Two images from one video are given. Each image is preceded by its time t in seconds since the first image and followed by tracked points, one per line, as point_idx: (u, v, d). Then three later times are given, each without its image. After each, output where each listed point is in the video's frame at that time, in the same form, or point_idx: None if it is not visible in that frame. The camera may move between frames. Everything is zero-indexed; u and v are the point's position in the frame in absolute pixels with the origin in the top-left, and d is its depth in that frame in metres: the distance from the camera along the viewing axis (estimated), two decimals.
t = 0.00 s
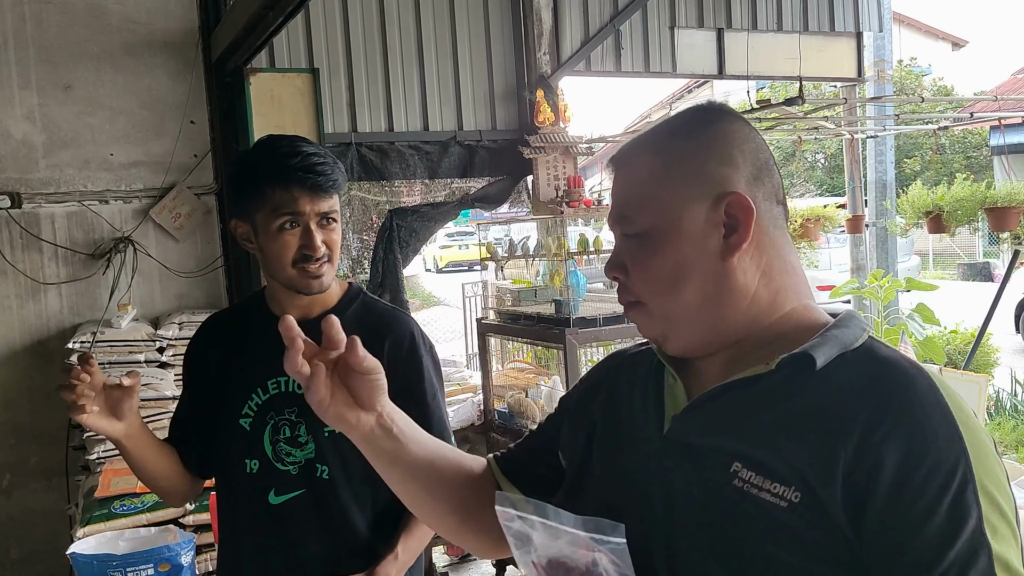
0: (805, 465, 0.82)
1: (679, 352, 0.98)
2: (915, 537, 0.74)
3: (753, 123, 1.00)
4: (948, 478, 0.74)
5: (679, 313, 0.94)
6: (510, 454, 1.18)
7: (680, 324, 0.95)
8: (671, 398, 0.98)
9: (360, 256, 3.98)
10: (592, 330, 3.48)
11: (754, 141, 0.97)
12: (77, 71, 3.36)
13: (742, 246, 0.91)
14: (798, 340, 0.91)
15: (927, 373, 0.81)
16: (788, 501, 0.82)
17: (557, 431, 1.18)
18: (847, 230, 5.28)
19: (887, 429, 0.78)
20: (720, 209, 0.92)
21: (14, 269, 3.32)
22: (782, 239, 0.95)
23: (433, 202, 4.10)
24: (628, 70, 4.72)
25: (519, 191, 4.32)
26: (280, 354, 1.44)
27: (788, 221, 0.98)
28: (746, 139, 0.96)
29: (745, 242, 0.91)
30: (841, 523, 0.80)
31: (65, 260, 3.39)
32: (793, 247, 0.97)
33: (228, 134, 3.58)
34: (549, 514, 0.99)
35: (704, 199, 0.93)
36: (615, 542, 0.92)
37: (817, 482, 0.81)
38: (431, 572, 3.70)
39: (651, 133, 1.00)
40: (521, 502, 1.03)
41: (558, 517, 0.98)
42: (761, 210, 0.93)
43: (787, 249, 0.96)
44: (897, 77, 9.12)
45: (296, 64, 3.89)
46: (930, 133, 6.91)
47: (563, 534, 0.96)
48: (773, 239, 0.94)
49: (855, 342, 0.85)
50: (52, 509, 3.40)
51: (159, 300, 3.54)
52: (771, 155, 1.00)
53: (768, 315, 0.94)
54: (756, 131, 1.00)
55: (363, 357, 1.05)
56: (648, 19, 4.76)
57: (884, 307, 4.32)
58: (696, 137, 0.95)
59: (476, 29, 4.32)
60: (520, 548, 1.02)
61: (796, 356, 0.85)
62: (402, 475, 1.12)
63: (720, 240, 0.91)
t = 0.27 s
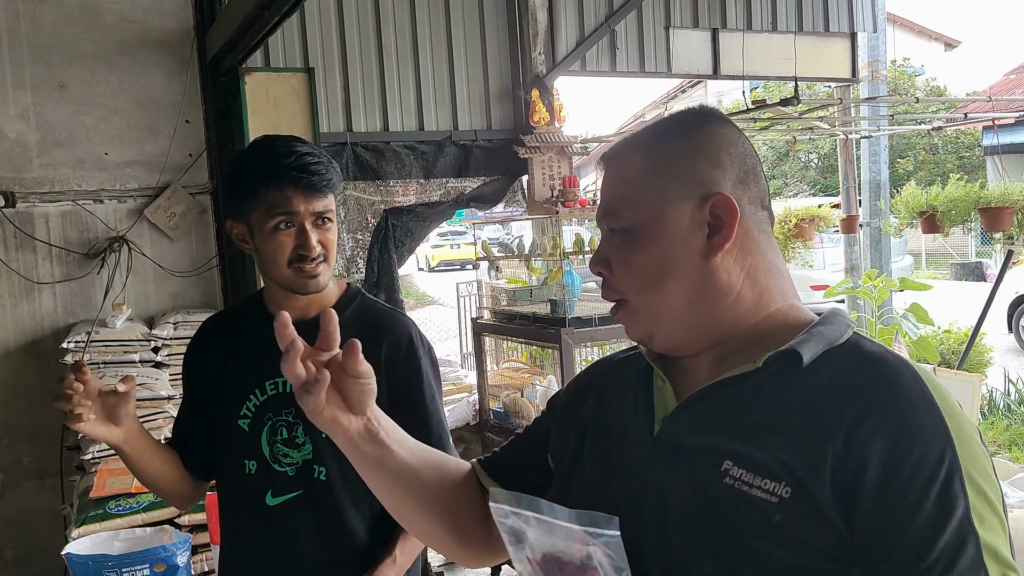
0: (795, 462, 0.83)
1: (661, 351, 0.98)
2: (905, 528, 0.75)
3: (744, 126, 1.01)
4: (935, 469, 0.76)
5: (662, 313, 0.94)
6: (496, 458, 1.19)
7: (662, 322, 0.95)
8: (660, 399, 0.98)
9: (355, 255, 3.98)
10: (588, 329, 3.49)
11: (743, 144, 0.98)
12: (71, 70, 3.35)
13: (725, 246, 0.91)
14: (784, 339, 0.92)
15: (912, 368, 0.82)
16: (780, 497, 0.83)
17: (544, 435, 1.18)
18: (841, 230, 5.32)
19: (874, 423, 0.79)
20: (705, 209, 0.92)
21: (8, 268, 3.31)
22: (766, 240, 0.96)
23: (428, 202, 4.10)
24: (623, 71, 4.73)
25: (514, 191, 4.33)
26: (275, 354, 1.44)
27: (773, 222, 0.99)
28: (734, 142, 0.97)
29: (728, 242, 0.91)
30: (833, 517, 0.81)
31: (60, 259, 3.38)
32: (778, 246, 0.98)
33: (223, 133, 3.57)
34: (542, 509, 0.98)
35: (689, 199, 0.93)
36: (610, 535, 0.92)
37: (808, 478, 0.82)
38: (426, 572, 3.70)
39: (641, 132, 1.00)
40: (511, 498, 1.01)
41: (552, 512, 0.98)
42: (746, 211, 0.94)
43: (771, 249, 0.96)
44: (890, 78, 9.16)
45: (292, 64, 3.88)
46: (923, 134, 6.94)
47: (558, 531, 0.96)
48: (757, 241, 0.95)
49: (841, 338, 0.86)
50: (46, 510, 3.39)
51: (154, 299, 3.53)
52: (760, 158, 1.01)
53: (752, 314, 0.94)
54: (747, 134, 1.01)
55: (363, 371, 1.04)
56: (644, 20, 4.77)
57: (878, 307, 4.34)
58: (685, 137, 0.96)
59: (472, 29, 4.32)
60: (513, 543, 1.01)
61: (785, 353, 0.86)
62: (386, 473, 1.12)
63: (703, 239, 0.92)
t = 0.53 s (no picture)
0: (795, 460, 0.83)
1: (651, 343, 0.99)
2: (906, 525, 0.76)
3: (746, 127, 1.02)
4: (933, 464, 0.76)
5: (654, 303, 0.94)
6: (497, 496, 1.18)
7: (655, 314, 0.95)
8: (653, 400, 0.99)
9: (350, 254, 3.97)
10: (583, 329, 3.48)
11: (744, 145, 0.99)
12: (64, 68, 3.34)
13: (722, 242, 0.92)
14: (773, 338, 0.92)
15: (906, 363, 0.83)
16: (782, 495, 0.83)
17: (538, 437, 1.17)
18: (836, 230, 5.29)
19: (872, 419, 0.79)
20: (704, 204, 0.93)
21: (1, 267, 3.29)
22: (761, 240, 0.97)
23: (423, 201, 4.12)
24: (617, 70, 4.74)
25: (509, 190, 4.35)
26: (272, 352, 1.44)
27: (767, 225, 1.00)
28: (738, 143, 0.98)
29: (725, 239, 0.92)
30: (834, 514, 0.81)
31: (53, 258, 3.37)
32: (771, 247, 0.99)
33: (217, 131, 3.56)
34: (557, 512, 0.99)
35: (689, 193, 0.93)
36: (627, 535, 0.92)
37: (808, 475, 0.82)
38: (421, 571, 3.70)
39: (644, 123, 1.00)
40: (526, 503, 1.02)
41: (566, 513, 0.98)
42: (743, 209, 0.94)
43: (765, 250, 0.97)
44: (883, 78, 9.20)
45: (286, 62, 3.87)
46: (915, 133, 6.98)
47: (573, 531, 0.96)
48: (751, 240, 0.95)
49: (835, 335, 0.87)
50: (39, 510, 3.38)
51: (147, 298, 3.52)
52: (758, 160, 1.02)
53: (744, 311, 0.95)
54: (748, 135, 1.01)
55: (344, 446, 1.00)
56: (638, 19, 4.77)
57: (871, 306, 4.36)
58: (689, 131, 0.96)
59: (467, 28, 4.32)
60: (525, 546, 1.01)
61: (781, 350, 0.87)
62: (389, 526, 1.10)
63: (701, 234, 0.92)
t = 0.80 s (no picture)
0: (794, 461, 0.83)
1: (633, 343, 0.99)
2: (907, 525, 0.77)
3: (740, 132, 1.01)
4: (932, 464, 0.77)
5: (634, 304, 0.94)
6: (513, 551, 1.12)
7: (635, 315, 0.95)
8: (643, 402, 1.00)
9: (344, 255, 3.97)
10: (578, 329, 3.48)
11: (735, 150, 0.98)
12: (57, 68, 3.33)
13: (703, 248, 0.92)
14: (758, 344, 0.94)
15: (899, 363, 0.84)
16: (782, 497, 0.84)
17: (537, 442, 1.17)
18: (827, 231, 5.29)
19: (870, 420, 0.80)
20: (686, 209, 0.93)
21: None
22: (747, 246, 0.96)
23: (417, 201, 4.11)
24: (611, 71, 4.75)
25: (503, 190, 4.35)
26: (269, 354, 1.44)
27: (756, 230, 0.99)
28: (727, 147, 0.97)
29: (706, 244, 0.92)
30: (834, 514, 0.82)
31: (45, 258, 3.35)
32: (759, 252, 0.99)
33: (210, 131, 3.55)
34: (574, 525, 0.94)
35: (671, 197, 0.93)
36: (648, 547, 0.88)
37: (807, 476, 0.83)
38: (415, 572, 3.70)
39: (635, 124, 1.00)
40: (542, 517, 0.97)
41: (584, 526, 0.93)
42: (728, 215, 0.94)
43: (752, 256, 0.97)
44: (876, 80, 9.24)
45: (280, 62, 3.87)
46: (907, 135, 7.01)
47: (591, 544, 0.92)
48: (737, 245, 0.95)
49: (822, 338, 0.88)
50: (31, 512, 3.36)
51: (140, 299, 3.50)
52: (750, 165, 1.01)
53: (726, 315, 0.95)
54: (741, 140, 1.01)
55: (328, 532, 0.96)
56: (632, 20, 4.79)
57: (863, 307, 4.38)
58: (679, 135, 0.96)
59: (461, 29, 4.32)
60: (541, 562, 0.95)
61: (772, 352, 0.87)
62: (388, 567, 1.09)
63: (681, 238, 0.92)
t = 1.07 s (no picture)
0: (784, 463, 0.84)
1: (628, 345, 1.00)
2: (897, 526, 0.77)
3: (732, 134, 1.01)
4: (923, 466, 0.77)
5: (621, 307, 0.96)
6: None
7: (623, 318, 0.97)
8: (640, 403, 1.01)
9: (340, 257, 3.97)
10: (575, 331, 3.47)
11: (723, 152, 0.97)
12: (52, 70, 3.32)
13: (684, 253, 0.92)
14: (750, 343, 0.93)
15: (893, 364, 0.84)
16: (771, 499, 0.84)
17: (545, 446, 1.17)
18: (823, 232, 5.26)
19: (859, 422, 0.81)
20: (668, 214, 0.93)
21: None
22: (737, 248, 0.95)
23: (412, 203, 4.11)
24: (607, 73, 4.76)
25: (499, 193, 4.32)
26: (268, 355, 1.45)
27: (751, 231, 0.99)
28: (712, 150, 0.96)
29: (688, 249, 0.92)
30: (824, 516, 0.83)
31: (40, 260, 3.35)
32: (752, 253, 0.98)
33: (206, 133, 3.55)
34: (553, 536, 0.97)
35: (655, 202, 0.94)
36: (623, 556, 0.91)
37: (797, 478, 0.83)
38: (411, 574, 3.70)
39: (624, 130, 1.01)
40: (524, 530, 1.00)
41: (561, 536, 0.97)
42: (713, 218, 0.94)
43: (742, 258, 0.96)
44: (869, 82, 9.28)
45: (275, 64, 3.87)
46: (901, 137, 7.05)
47: (568, 553, 0.95)
48: (726, 248, 0.94)
49: (815, 338, 0.88)
50: (26, 514, 3.36)
51: (135, 301, 3.50)
52: (744, 167, 1.00)
53: (718, 317, 0.95)
54: (733, 142, 1.00)
55: None
56: (627, 22, 4.80)
57: (858, 308, 4.39)
58: (664, 140, 0.97)
59: (456, 30, 4.32)
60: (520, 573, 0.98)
61: (764, 353, 0.88)
62: None
63: (664, 242, 0.93)
